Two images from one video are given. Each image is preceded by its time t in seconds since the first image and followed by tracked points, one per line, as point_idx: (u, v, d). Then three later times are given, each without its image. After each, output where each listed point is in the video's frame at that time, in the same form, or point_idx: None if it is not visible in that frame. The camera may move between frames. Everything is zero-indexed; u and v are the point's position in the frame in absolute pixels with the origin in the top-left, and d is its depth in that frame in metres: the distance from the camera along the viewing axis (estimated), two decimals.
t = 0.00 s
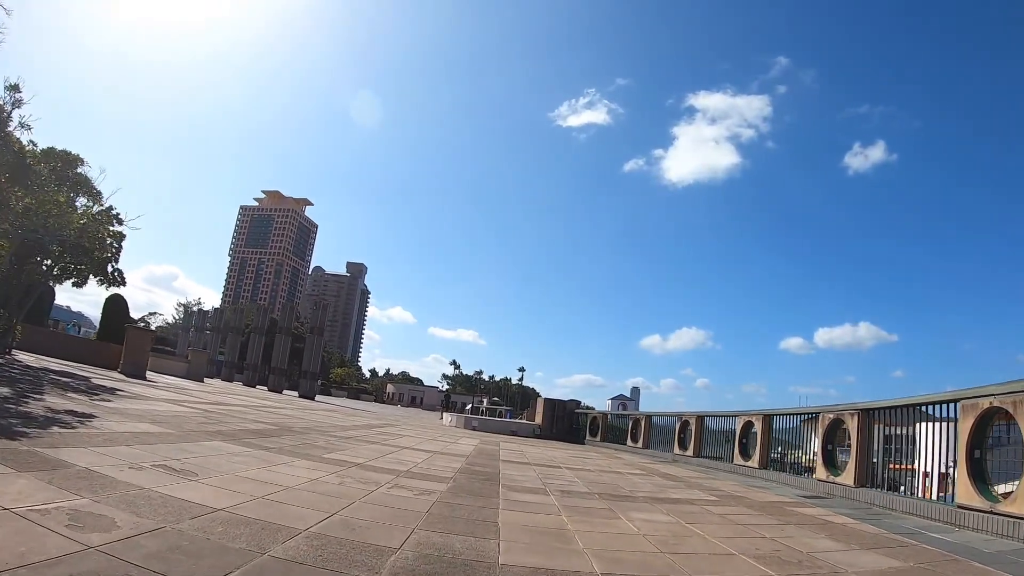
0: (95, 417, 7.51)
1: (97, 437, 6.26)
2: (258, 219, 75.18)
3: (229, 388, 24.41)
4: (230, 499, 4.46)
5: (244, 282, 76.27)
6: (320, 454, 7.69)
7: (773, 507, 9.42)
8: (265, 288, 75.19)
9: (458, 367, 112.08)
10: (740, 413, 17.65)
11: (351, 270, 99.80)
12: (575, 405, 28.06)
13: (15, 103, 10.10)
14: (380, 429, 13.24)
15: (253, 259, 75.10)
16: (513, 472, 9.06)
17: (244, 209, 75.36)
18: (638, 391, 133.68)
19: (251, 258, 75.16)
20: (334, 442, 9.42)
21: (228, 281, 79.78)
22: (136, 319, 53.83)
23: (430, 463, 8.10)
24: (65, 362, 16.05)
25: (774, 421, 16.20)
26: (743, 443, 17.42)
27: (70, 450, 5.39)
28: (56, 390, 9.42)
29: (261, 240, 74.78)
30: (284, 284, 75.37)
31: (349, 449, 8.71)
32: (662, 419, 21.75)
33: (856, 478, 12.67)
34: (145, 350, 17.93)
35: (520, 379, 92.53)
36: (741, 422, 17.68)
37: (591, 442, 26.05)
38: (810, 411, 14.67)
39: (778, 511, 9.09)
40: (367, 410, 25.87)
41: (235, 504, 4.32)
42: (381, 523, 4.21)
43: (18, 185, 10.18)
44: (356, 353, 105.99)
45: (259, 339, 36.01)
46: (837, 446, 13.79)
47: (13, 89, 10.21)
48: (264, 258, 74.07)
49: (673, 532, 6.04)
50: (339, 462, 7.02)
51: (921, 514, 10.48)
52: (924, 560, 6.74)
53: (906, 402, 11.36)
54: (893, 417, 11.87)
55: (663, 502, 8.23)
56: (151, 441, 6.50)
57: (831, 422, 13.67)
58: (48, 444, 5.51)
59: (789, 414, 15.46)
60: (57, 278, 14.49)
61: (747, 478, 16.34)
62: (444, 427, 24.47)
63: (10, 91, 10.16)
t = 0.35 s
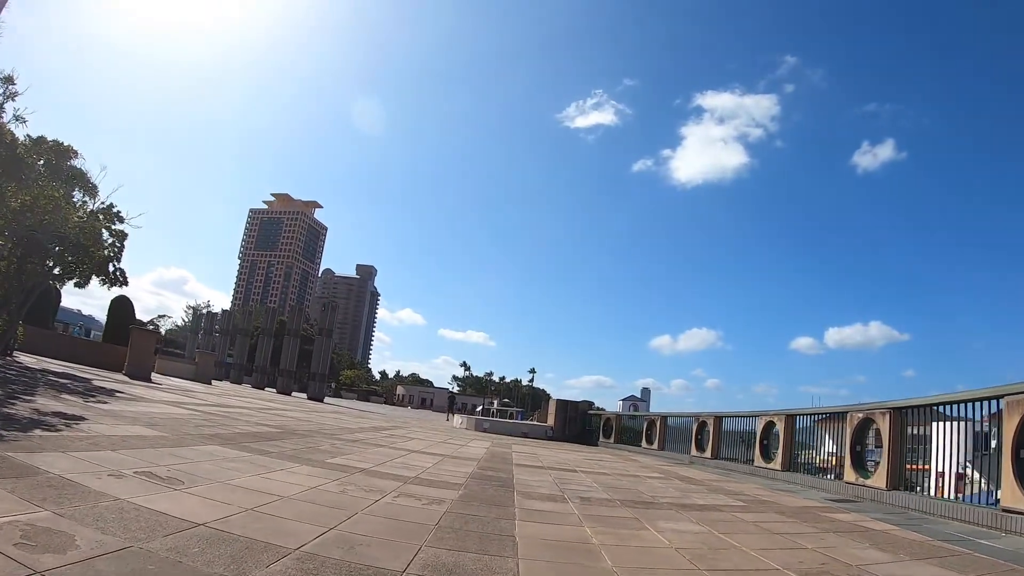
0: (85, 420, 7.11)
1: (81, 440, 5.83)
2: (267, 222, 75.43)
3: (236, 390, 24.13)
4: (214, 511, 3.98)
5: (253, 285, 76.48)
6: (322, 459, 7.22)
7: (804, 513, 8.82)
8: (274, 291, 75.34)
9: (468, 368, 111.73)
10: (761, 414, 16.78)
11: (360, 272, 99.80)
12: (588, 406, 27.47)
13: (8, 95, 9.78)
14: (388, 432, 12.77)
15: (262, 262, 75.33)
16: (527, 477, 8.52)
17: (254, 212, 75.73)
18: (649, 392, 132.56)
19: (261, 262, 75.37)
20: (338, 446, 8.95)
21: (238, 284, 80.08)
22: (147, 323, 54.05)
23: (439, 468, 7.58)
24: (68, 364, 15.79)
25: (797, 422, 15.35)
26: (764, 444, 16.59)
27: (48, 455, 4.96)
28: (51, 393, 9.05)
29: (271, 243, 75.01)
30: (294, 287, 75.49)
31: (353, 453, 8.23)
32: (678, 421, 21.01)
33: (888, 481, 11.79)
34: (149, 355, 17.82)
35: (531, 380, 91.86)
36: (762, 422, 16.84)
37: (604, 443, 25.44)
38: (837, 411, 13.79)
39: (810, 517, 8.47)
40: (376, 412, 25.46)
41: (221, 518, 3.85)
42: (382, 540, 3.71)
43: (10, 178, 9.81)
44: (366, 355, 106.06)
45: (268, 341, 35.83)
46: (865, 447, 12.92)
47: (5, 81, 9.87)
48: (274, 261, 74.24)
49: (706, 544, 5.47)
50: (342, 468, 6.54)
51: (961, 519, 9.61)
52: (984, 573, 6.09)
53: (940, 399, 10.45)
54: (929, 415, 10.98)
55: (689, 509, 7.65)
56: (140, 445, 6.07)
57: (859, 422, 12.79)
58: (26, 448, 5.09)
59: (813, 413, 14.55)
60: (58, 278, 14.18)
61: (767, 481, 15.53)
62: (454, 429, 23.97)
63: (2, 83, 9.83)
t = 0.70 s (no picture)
0: (71, 423, 6.69)
1: (61, 444, 5.39)
2: (275, 224, 75.52)
3: (241, 391, 23.81)
4: (192, 526, 3.50)
5: (261, 287, 76.58)
6: (323, 462, 6.75)
7: (840, 516, 8.21)
8: (282, 292, 75.35)
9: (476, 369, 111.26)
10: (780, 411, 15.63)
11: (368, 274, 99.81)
12: (599, 406, 26.83)
13: None
14: (393, 433, 12.26)
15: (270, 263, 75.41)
16: (540, 481, 7.95)
17: (262, 214, 75.87)
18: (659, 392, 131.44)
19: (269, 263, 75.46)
20: (341, 448, 8.47)
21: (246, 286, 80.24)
22: (155, 325, 54.08)
23: (446, 473, 7.05)
24: (69, 366, 15.50)
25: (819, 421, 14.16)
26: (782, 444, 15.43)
27: (20, 460, 4.53)
28: (42, 394, 8.68)
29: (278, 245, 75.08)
30: (302, 288, 75.47)
31: (357, 455, 7.73)
32: (693, 420, 20.22)
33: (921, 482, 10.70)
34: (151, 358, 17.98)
35: (540, 380, 91.15)
36: (780, 421, 15.67)
37: (616, 444, 24.77)
38: (864, 407, 12.63)
39: (847, 521, 7.87)
40: (384, 413, 25.04)
41: (198, 534, 3.36)
42: (382, 562, 3.20)
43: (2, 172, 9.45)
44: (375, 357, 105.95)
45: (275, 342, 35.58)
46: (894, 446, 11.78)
47: None
48: (281, 263, 74.26)
49: (745, 557, 4.90)
50: (343, 473, 6.05)
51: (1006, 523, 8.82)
52: None
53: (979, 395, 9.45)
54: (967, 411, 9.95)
55: (718, 516, 7.06)
56: (126, 450, 5.62)
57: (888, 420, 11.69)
58: None
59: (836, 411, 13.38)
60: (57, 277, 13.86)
61: (786, 481, 14.45)
62: (463, 430, 23.43)
63: None
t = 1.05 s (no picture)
0: (52, 426, 6.28)
1: (35, 450, 4.97)
2: (281, 226, 75.54)
3: (245, 394, 23.47)
4: (158, 546, 3.03)
5: (267, 290, 76.62)
6: (321, 468, 6.28)
7: (876, 524, 7.63)
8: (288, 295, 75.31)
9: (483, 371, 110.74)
10: (799, 412, 14.79)
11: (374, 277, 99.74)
12: (608, 407, 26.23)
13: None
14: (398, 437, 11.77)
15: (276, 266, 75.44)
16: (553, 487, 7.43)
17: (268, 217, 75.97)
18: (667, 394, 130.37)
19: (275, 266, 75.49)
20: (343, 452, 8.01)
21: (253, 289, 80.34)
22: (162, 327, 54.10)
23: (453, 480, 6.54)
24: (68, 368, 15.19)
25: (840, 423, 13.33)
26: (802, 446, 14.61)
27: None
28: (28, 397, 8.29)
29: (284, 247, 75.10)
30: (308, 291, 75.41)
31: (358, 461, 7.26)
32: (707, 422, 19.54)
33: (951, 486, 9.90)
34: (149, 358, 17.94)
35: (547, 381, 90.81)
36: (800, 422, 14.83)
37: (626, 446, 24.15)
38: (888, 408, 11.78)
39: (885, 529, 7.30)
40: (389, 416, 24.59)
41: (163, 557, 2.90)
42: None
43: None
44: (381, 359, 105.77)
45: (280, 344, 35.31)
46: (922, 448, 10.93)
47: None
48: (287, 265, 74.26)
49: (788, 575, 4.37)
50: (342, 481, 5.58)
51: None
52: None
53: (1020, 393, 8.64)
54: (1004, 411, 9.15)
55: (747, 525, 6.51)
56: (106, 456, 5.19)
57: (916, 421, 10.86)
58: None
59: (858, 411, 12.51)
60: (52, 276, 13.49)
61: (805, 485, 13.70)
62: (469, 433, 22.94)
63: None
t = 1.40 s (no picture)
0: (29, 429, 5.89)
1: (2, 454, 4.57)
2: (285, 229, 75.52)
3: (247, 396, 23.13)
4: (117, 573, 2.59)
5: (272, 292, 76.53)
6: (317, 474, 5.83)
7: (911, 531, 7.13)
8: (293, 297, 75.17)
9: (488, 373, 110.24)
10: (817, 413, 14.19)
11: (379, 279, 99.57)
12: (616, 408, 25.71)
13: None
14: (401, 439, 11.34)
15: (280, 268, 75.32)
16: (566, 494, 6.94)
17: (272, 219, 76.04)
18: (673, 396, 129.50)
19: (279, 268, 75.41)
20: (342, 456, 7.57)
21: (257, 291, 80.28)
22: (166, 330, 54.12)
23: (459, 486, 6.08)
24: (64, 370, 14.87)
25: (860, 424, 12.77)
26: (820, 449, 14.05)
27: None
28: (12, 399, 7.93)
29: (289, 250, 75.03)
30: (313, 293, 75.30)
31: (357, 465, 6.82)
32: (718, 423, 18.97)
33: (985, 490, 9.34)
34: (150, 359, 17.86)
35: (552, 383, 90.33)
36: (818, 423, 14.22)
37: (635, 449, 23.62)
38: (914, 407, 11.22)
39: (923, 538, 6.79)
40: (393, 418, 24.21)
41: None
42: None
43: None
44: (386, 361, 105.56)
45: (283, 345, 35.07)
46: (950, 450, 10.36)
47: None
48: (292, 267, 74.17)
49: None
50: (338, 488, 5.13)
51: None
52: None
53: None
54: None
55: (775, 534, 6.02)
56: (80, 462, 4.78)
57: (944, 421, 10.30)
58: None
59: (881, 411, 11.95)
60: (47, 272, 13.23)
61: (824, 488, 13.16)
62: (475, 436, 22.47)
63: None
